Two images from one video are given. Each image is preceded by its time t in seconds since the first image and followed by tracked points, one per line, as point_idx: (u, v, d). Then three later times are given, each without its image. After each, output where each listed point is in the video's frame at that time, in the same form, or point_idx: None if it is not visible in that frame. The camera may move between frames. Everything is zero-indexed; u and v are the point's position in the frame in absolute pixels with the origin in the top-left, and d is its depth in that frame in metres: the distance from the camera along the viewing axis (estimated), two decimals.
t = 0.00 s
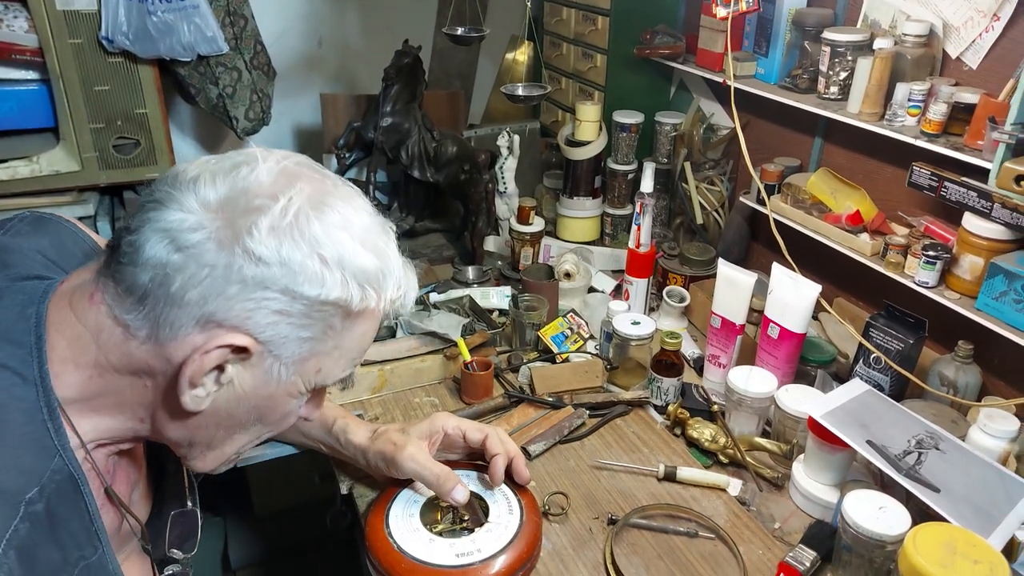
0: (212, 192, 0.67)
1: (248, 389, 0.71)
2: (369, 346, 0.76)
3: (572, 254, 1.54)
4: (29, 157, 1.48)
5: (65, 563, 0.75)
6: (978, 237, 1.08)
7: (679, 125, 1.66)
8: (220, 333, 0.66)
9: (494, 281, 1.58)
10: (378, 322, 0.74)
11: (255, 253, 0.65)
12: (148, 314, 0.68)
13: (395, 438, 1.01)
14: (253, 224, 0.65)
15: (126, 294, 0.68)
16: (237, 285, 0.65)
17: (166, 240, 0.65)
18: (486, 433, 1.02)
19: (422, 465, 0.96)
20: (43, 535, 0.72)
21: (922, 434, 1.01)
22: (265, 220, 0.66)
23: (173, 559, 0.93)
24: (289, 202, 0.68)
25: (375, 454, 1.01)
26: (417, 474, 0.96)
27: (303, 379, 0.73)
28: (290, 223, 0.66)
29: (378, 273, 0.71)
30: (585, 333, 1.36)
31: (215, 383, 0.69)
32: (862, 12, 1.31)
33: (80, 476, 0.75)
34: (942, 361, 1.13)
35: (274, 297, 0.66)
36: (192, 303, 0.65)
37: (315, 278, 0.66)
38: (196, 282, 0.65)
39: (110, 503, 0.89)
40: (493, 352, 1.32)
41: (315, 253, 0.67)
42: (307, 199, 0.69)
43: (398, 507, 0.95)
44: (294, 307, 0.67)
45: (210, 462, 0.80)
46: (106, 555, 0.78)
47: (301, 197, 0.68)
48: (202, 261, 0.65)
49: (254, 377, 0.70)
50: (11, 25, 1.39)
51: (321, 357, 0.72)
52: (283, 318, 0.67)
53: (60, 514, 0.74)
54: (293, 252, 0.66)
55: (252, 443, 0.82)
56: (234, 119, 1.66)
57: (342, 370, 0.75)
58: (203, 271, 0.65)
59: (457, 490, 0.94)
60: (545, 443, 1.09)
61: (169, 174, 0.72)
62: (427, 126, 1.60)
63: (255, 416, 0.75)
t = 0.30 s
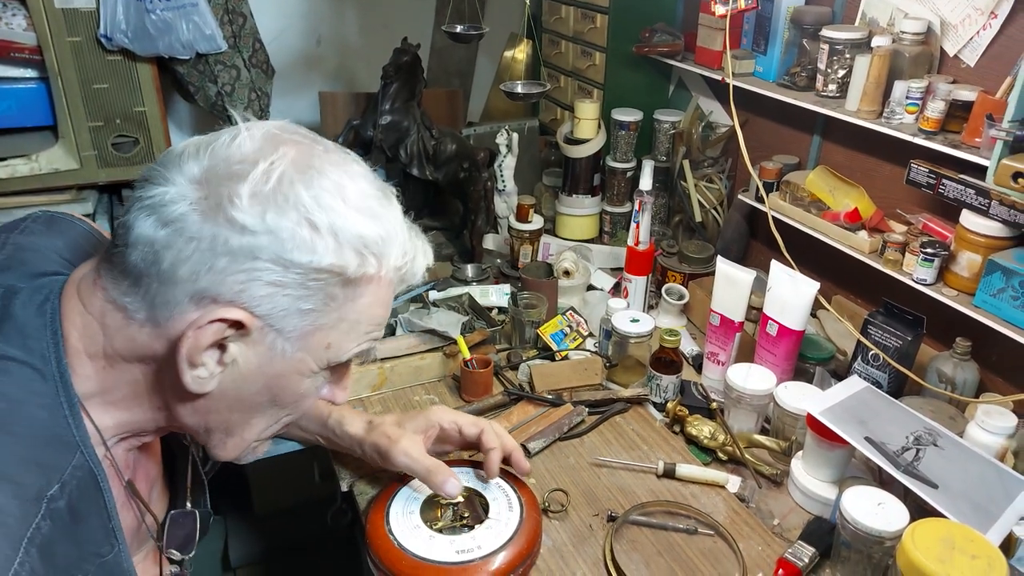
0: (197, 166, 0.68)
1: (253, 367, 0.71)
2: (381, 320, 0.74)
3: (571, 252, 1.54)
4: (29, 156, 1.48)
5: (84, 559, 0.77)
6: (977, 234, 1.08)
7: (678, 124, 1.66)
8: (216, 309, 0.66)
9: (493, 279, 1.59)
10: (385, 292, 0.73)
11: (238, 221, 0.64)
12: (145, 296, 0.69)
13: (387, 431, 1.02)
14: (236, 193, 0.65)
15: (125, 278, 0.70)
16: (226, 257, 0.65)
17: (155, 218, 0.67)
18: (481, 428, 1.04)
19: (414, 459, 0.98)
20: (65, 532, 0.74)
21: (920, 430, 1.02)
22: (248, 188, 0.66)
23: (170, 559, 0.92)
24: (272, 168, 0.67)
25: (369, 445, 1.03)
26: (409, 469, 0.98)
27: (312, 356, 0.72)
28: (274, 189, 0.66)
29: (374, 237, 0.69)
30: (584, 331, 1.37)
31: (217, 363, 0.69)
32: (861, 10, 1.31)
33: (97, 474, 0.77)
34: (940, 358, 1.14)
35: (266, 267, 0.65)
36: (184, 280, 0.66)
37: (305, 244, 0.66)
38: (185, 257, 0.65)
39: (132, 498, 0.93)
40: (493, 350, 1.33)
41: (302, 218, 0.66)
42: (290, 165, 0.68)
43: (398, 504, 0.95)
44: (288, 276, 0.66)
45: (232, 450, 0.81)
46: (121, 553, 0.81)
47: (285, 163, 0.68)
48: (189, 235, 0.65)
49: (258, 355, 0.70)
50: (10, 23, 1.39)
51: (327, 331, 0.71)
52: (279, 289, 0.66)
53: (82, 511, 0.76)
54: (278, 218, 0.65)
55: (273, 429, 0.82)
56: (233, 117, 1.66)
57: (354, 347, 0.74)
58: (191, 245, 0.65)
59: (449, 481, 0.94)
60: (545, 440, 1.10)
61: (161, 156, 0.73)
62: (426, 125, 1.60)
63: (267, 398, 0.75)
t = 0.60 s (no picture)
0: (262, 166, 0.68)
1: (312, 358, 0.74)
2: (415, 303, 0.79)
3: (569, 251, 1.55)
4: (26, 156, 1.47)
5: (120, 555, 0.76)
6: (972, 233, 1.08)
7: (676, 122, 1.66)
8: (290, 310, 0.68)
9: (491, 279, 1.60)
10: (425, 280, 0.77)
11: (320, 230, 0.66)
12: (213, 297, 0.70)
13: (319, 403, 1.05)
14: (314, 200, 0.67)
15: (186, 279, 0.70)
16: (303, 262, 0.67)
17: (227, 223, 0.66)
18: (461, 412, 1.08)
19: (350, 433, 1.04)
20: (105, 522, 0.74)
21: (916, 428, 1.02)
22: (326, 195, 0.67)
23: (230, 553, 0.95)
24: (343, 173, 0.69)
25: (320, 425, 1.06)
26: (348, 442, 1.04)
27: (361, 342, 0.76)
28: (348, 195, 0.68)
29: (431, 235, 0.73)
30: (581, 330, 1.37)
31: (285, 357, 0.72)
32: (858, 10, 1.31)
33: (134, 466, 0.78)
34: (937, 357, 1.14)
35: (338, 271, 0.68)
36: (258, 285, 0.67)
37: (376, 247, 0.69)
38: (262, 262, 0.66)
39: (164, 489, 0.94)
40: (490, 349, 1.32)
41: (374, 223, 0.69)
42: (358, 169, 0.70)
43: (396, 502, 0.95)
44: (356, 277, 0.69)
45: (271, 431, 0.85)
46: (154, 548, 0.80)
47: (353, 167, 0.70)
48: (267, 241, 0.66)
49: (320, 347, 0.73)
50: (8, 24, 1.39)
51: (378, 321, 0.75)
52: (348, 289, 0.70)
53: (120, 503, 0.76)
54: (354, 224, 0.67)
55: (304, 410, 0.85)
56: (230, 116, 1.66)
57: (393, 328, 0.79)
58: (269, 251, 0.66)
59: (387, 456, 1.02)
60: (542, 439, 1.10)
61: (210, 148, 0.71)
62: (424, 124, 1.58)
63: (316, 381, 0.79)
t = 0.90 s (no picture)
0: (271, 189, 0.69)
1: (300, 383, 0.74)
2: (411, 338, 0.78)
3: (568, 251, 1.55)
4: (25, 156, 1.47)
5: (116, 537, 0.78)
6: (971, 233, 1.09)
7: (674, 122, 1.66)
8: (278, 331, 0.68)
9: (491, 278, 1.60)
10: (422, 318, 0.76)
11: (316, 253, 0.66)
12: (207, 308, 0.70)
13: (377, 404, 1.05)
14: (315, 224, 0.67)
15: (184, 290, 0.71)
16: (298, 283, 0.67)
17: (228, 239, 0.67)
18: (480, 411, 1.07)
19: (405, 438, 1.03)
20: (96, 509, 0.74)
21: (915, 428, 1.02)
22: (327, 220, 0.67)
23: (211, 555, 0.97)
24: (349, 201, 0.69)
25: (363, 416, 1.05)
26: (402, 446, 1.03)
27: (351, 372, 0.75)
28: (350, 222, 0.68)
29: (430, 273, 0.73)
30: (581, 330, 1.37)
31: (269, 378, 0.72)
32: (856, 9, 1.31)
33: (123, 455, 0.78)
34: (936, 357, 1.14)
35: (332, 296, 0.68)
36: (252, 300, 0.67)
37: (372, 277, 0.68)
38: (258, 280, 0.67)
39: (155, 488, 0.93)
40: (490, 349, 1.33)
41: (372, 254, 0.68)
42: (365, 199, 0.70)
43: (397, 501, 0.95)
44: (348, 305, 0.69)
45: (256, 452, 0.84)
46: (146, 534, 0.81)
47: (359, 196, 0.70)
48: (265, 260, 0.66)
49: (307, 372, 0.73)
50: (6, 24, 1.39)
51: (371, 353, 0.74)
52: (339, 316, 0.69)
53: (111, 488, 0.76)
54: (352, 252, 0.67)
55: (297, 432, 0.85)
56: (229, 116, 1.65)
57: (384, 363, 0.78)
58: (266, 269, 0.67)
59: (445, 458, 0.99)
60: (542, 439, 1.10)
61: (226, 168, 0.73)
62: (423, 124, 1.57)
63: (302, 409, 0.78)
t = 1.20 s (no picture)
0: (259, 176, 0.70)
1: (286, 368, 0.74)
2: (399, 328, 0.78)
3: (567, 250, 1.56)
4: (23, 156, 1.48)
5: (110, 531, 0.79)
6: (968, 232, 1.09)
7: (672, 121, 1.66)
8: (267, 313, 0.68)
9: (490, 277, 1.61)
10: (408, 307, 0.77)
11: (303, 236, 0.67)
12: (196, 295, 0.70)
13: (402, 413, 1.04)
14: (302, 207, 0.68)
15: (174, 276, 0.71)
16: (285, 266, 0.67)
17: (216, 223, 0.68)
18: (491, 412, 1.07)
19: (432, 440, 1.01)
20: (90, 504, 0.76)
21: (912, 426, 1.03)
22: (313, 204, 0.68)
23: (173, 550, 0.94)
24: (334, 187, 0.70)
25: (384, 422, 1.06)
26: (427, 448, 1.01)
27: (339, 360, 0.75)
28: (336, 206, 0.69)
29: (414, 258, 0.74)
30: (580, 329, 1.37)
31: (259, 362, 0.72)
32: (853, 9, 1.32)
33: (116, 451, 0.79)
34: (934, 355, 1.15)
35: (320, 279, 0.68)
36: (240, 284, 0.68)
37: (358, 260, 0.69)
38: (245, 264, 0.67)
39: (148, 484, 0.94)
40: (489, 348, 1.33)
41: (357, 237, 0.69)
42: (350, 185, 0.71)
43: (396, 500, 0.96)
44: (335, 288, 0.69)
45: (247, 442, 0.83)
46: (141, 529, 0.83)
47: (344, 183, 0.71)
48: (252, 243, 0.67)
49: (295, 357, 0.73)
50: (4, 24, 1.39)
51: (358, 340, 0.75)
52: (327, 299, 0.69)
53: (104, 483, 0.78)
54: (338, 235, 0.68)
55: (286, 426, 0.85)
56: (228, 115, 1.65)
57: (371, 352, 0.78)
58: (253, 252, 0.67)
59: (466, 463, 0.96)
60: (541, 437, 1.11)
61: (214, 159, 0.74)
62: (421, 124, 1.58)
63: (290, 399, 0.78)
